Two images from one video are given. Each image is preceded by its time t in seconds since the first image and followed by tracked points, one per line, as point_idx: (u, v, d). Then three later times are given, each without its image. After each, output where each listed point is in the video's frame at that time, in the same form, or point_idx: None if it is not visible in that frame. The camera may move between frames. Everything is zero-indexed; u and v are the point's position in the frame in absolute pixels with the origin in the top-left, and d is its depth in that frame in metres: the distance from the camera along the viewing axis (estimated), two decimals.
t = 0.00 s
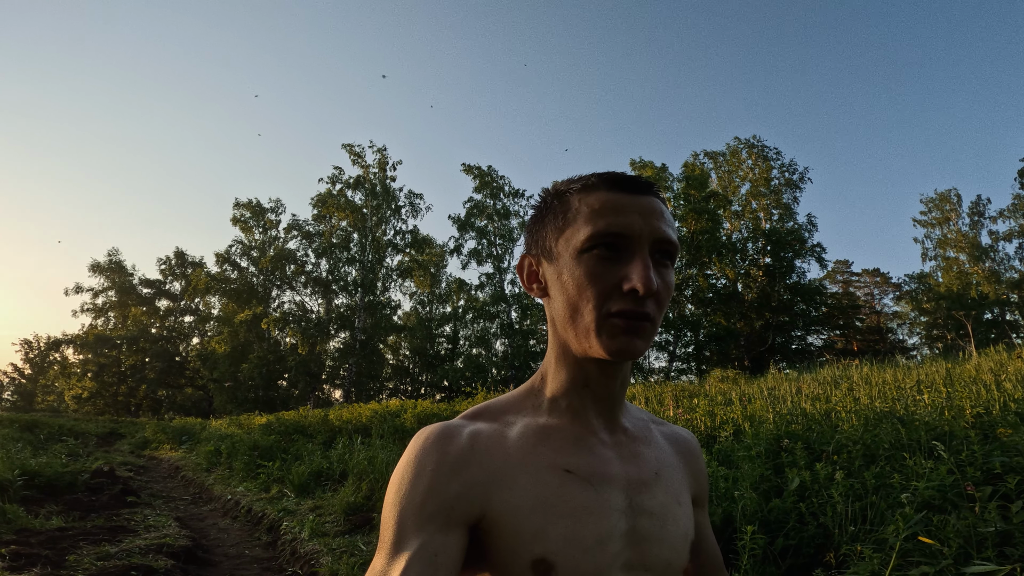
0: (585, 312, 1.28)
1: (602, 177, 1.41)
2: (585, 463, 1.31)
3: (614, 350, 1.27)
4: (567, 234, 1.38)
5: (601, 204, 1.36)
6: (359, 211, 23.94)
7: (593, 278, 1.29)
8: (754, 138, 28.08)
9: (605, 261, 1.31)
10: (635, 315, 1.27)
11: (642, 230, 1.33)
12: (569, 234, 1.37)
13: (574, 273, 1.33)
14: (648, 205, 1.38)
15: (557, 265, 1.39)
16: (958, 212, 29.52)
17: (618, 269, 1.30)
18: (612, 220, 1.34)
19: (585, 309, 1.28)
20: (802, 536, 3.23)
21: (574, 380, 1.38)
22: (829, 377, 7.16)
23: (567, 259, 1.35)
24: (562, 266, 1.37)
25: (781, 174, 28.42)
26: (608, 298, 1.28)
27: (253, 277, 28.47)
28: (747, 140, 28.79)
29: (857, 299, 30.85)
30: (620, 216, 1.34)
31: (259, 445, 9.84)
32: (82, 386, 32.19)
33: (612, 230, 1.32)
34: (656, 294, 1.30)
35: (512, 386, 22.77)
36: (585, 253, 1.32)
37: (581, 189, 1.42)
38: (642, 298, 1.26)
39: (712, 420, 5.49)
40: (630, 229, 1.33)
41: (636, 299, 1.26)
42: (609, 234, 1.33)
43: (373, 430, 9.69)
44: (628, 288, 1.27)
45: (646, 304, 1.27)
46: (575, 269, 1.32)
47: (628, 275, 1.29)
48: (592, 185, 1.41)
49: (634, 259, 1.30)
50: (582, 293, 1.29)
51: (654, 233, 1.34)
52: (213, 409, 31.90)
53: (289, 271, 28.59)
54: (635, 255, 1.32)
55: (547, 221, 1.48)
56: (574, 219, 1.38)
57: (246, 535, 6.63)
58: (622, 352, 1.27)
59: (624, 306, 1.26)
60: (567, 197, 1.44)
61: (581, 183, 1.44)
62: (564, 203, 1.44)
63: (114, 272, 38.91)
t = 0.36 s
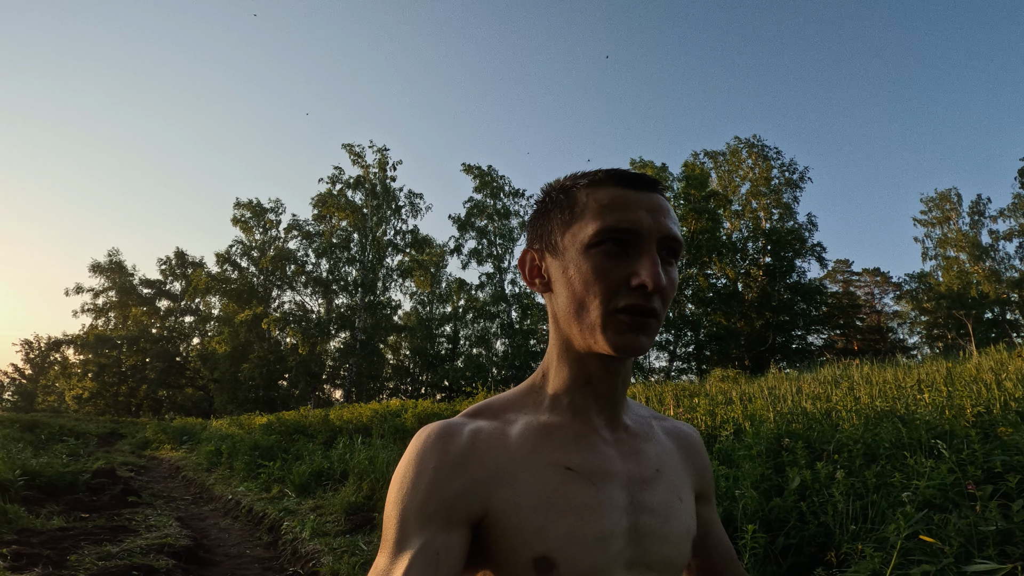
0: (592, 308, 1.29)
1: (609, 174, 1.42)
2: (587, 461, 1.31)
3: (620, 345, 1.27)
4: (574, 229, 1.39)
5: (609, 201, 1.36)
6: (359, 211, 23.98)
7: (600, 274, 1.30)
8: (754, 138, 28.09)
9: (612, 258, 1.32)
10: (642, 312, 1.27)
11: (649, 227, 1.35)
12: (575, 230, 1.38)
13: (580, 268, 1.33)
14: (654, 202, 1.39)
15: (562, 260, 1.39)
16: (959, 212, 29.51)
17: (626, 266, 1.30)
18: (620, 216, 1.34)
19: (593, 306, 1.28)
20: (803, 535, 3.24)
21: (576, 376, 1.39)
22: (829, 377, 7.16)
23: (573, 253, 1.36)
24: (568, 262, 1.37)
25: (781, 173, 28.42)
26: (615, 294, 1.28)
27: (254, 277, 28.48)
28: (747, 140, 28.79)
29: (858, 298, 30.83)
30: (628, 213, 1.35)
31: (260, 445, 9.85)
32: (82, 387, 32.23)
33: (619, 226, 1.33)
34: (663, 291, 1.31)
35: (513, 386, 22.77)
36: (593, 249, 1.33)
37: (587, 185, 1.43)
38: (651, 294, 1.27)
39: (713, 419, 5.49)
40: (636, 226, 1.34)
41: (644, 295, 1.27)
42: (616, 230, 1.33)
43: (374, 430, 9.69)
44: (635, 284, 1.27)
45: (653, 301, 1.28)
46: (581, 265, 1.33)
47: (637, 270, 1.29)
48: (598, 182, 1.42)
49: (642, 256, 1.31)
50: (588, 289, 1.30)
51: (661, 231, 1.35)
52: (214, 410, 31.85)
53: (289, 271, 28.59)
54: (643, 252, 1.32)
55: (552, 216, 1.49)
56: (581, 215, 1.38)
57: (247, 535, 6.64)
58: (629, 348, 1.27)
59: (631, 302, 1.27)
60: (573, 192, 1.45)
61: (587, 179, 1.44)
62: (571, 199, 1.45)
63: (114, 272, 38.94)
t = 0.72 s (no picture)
0: (586, 308, 1.29)
1: (606, 174, 1.42)
2: (585, 460, 1.32)
3: (615, 345, 1.27)
4: (569, 230, 1.39)
5: (605, 200, 1.37)
6: (361, 210, 24.01)
7: (595, 272, 1.30)
8: (755, 138, 28.07)
9: (608, 257, 1.32)
10: (637, 311, 1.27)
11: (647, 225, 1.35)
12: (572, 229, 1.38)
13: (576, 267, 1.33)
14: (651, 202, 1.39)
15: (559, 260, 1.39)
16: (961, 212, 29.47)
17: (621, 265, 1.31)
18: (617, 215, 1.34)
19: (589, 305, 1.29)
20: (802, 535, 3.24)
21: (574, 378, 1.39)
22: (830, 378, 7.17)
23: (570, 253, 1.36)
24: (564, 261, 1.38)
25: (782, 174, 28.39)
26: (611, 293, 1.28)
27: (256, 277, 28.50)
28: (748, 140, 28.76)
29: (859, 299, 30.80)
30: (624, 211, 1.35)
31: (261, 445, 9.85)
32: (84, 386, 32.28)
33: (616, 226, 1.33)
34: (659, 291, 1.31)
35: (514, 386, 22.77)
36: (588, 248, 1.33)
37: (583, 185, 1.43)
38: (645, 293, 1.27)
39: (713, 419, 5.48)
40: (634, 226, 1.34)
41: (638, 294, 1.28)
42: (612, 229, 1.33)
43: (374, 429, 9.70)
44: (632, 283, 1.27)
45: (648, 300, 1.28)
46: (577, 264, 1.33)
47: (633, 269, 1.29)
48: (595, 182, 1.42)
49: (637, 255, 1.31)
50: (584, 288, 1.30)
51: (658, 230, 1.35)
52: (215, 410, 31.88)
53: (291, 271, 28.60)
54: (638, 251, 1.32)
55: (550, 216, 1.49)
56: (577, 215, 1.39)
57: (248, 535, 6.64)
58: (623, 347, 1.28)
59: (626, 300, 1.27)
60: (570, 192, 1.44)
61: (584, 178, 1.44)
62: (569, 199, 1.45)
63: (116, 271, 38.99)
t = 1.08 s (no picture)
0: (569, 318, 1.29)
1: (586, 183, 1.41)
2: (585, 459, 1.31)
3: (601, 354, 1.27)
4: (550, 243, 1.39)
5: (583, 211, 1.36)
6: (363, 211, 24.04)
7: (578, 284, 1.30)
8: (758, 139, 27.99)
9: (587, 268, 1.32)
10: (616, 319, 1.27)
11: (616, 232, 1.33)
12: (552, 243, 1.38)
13: (552, 280, 1.33)
14: (634, 208, 1.38)
15: (543, 272, 1.39)
16: (965, 213, 29.35)
17: (598, 275, 1.30)
18: (589, 225, 1.34)
19: (569, 315, 1.29)
20: (806, 537, 3.23)
21: (568, 383, 1.38)
22: (833, 379, 7.18)
23: (551, 266, 1.36)
24: (546, 273, 1.38)
25: (785, 175, 28.30)
26: (585, 302, 1.28)
27: (258, 277, 28.53)
28: (751, 141, 28.69)
29: (862, 300, 30.72)
30: (601, 221, 1.34)
31: (263, 445, 9.86)
32: (88, 386, 32.38)
33: (594, 237, 1.32)
34: (636, 298, 1.30)
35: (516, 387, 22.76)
36: (565, 261, 1.33)
37: (563, 196, 1.43)
38: (621, 304, 1.25)
39: (715, 421, 5.46)
40: (608, 236, 1.33)
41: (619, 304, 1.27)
42: (589, 240, 1.33)
43: (377, 430, 9.72)
44: (598, 293, 1.26)
45: (628, 310, 1.27)
46: (557, 277, 1.33)
47: (603, 279, 1.29)
48: (574, 192, 1.41)
49: (616, 267, 1.30)
50: (564, 299, 1.30)
51: (639, 239, 1.34)
52: (217, 411, 31.92)
53: (293, 271, 28.62)
54: (615, 263, 1.32)
55: (534, 229, 1.49)
56: (556, 228, 1.39)
57: (251, 535, 6.65)
58: (606, 355, 1.27)
59: (603, 310, 1.26)
60: (550, 205, 1.44)
61: (566, 189, 1.44)
62: (551, 212, 1.44)
63: (120, 272, 39.05)
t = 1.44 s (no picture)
0: (592, 318, 1.29)
1: (615, 183, 1.42)
2: (590, 456, 1.32)
3: (619, 354, 1.28)
4: (574, 239, 1.39)
5: (613, 212, 1.36)
6: (366, 211, 24.09)
7: (601, 285, 1.30)
8: (762, 139, 27.96)
9: (612, 269, 1.32)
10: (641, 324, 1.28)
11: (652, 240, 1.34)
12: (577, 240, 1.38)
13: (579, 278, 1.33)
14: (659, 214, 1.39)
15: (564, 268, 1.39)
16: (969, 213, 29.26)
17: (626, 279, 1.31)
18: (622, 228, 1.34)
19: (593, 315, 1.29)
20: (812, 536, 3.23)
21: (578, 380, 1.39)
22: (838, 378, 7.20)
23: (576, 263, 1.35)
24: (568, 271, 1.38)
25: (789, 174, 28.23)
26: (617, 305, 1.28)
27: (262, 277, 28.60)
28: (755, 141, 28.65)
29: (866, 300, 30.64)
30: (633, 225, 1.34)
31: (267, 445, 9.89)
32: (92, 386, 32.50)
33: (623, 239, 1.33)
34: (664, 305, 1.32)
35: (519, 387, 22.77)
36: (593, 260, 1.32)
37: (591, 195, 1.42)
38: (649, 307, 1.27)
39: (719, 421, 5.46)
40: (640, 240, 1.33)
41: (642, 308, 1.28)
42: (618, 241, 1.33)
43: (381, 430, 9.74)
44: (637, 297, 1.28)
45: (651, 314, 1.29)
46: (583, 275, 1.33)
47: (633, 283, 1.30)
48: (603, 192, 1.41)
49: (644, 270, 1.31)
50: (590, 298, 1.30)
51: (669, 247, 1.36)
52: (221, 411, 32.01)
53: (297, 271, 28.68)
54: (644, 265, 1.32)
55: (556, 222, 1.48)
56: (583, 226, 1.38)
57: (255, 535, 6.67)
58: (626, 356, 1.28)
59: (630, 313, 1.27)
60: (578, 200, 1.43)
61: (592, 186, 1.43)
62: (575, 208, 1.44)
63: (124, 272, 39.20)
